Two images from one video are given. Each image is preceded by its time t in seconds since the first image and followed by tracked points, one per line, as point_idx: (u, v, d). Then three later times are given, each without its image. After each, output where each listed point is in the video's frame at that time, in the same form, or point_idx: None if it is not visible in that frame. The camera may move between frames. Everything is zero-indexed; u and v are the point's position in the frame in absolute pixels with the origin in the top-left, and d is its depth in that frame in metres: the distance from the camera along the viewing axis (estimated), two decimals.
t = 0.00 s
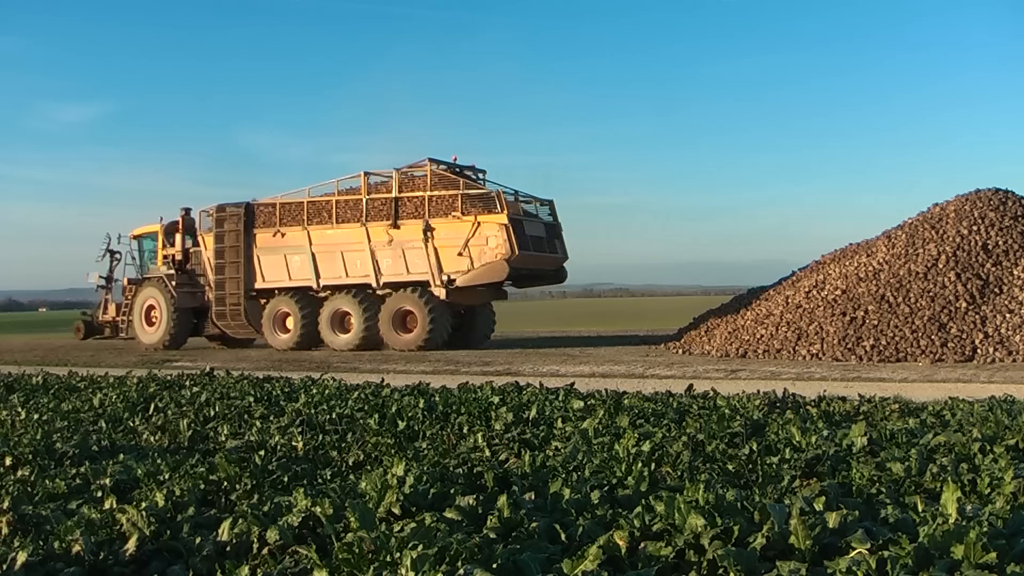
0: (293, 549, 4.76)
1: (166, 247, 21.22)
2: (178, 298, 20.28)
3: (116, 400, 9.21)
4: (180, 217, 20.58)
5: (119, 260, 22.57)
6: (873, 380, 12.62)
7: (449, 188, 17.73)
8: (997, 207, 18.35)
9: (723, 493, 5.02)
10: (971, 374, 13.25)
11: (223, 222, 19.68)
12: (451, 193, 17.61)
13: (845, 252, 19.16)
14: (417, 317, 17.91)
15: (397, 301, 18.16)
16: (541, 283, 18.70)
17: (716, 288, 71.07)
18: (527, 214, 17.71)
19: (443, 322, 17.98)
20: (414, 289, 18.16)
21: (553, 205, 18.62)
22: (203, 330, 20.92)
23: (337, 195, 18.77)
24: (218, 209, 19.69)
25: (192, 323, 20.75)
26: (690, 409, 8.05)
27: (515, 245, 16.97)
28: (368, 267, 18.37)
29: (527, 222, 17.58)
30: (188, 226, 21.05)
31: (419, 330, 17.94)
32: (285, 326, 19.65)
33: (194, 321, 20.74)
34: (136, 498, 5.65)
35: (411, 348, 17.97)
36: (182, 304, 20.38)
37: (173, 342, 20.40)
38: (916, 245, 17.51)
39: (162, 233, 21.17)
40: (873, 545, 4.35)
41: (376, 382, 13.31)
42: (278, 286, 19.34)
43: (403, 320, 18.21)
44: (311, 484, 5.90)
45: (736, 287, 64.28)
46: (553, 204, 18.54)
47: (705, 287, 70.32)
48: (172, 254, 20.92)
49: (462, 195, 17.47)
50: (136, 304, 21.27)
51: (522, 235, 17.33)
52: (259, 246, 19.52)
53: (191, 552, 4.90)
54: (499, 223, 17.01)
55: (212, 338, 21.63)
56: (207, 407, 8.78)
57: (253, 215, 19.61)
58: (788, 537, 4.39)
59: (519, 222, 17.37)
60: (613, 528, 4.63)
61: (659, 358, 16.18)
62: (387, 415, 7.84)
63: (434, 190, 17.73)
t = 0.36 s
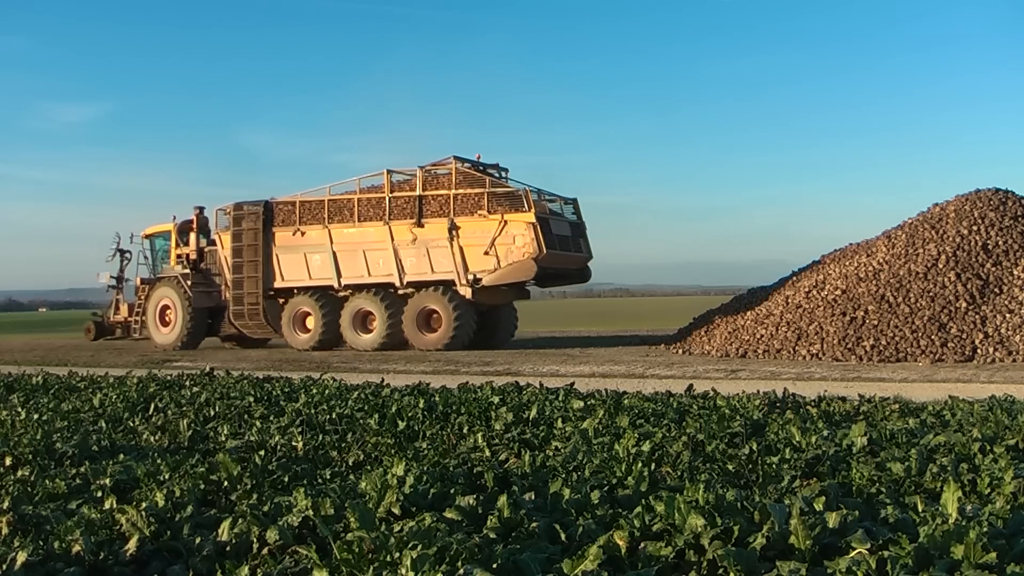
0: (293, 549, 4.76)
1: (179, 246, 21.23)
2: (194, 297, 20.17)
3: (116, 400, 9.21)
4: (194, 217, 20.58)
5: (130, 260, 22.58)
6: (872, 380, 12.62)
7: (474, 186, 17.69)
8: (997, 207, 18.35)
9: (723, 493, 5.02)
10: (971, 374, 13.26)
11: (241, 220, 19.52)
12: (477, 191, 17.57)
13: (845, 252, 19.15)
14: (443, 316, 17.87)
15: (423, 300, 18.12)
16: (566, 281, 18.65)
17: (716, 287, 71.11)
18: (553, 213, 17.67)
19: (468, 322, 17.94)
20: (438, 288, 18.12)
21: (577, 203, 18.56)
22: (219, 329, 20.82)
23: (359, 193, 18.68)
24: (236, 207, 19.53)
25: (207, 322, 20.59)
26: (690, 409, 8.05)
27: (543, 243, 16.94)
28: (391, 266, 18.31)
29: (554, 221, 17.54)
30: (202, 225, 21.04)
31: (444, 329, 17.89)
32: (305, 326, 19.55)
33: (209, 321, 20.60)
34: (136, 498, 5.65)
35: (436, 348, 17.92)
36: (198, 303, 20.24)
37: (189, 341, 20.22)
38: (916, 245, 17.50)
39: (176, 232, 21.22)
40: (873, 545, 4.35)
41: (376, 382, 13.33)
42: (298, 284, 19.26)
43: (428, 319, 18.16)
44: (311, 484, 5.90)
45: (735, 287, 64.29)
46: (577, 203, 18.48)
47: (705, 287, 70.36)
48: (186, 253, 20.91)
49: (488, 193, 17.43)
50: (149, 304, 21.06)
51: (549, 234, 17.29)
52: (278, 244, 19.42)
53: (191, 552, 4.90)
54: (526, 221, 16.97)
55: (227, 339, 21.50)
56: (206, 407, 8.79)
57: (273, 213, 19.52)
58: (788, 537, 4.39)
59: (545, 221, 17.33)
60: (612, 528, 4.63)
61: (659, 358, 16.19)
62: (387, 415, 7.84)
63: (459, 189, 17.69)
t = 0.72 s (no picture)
0: (293, 549, 4.76)
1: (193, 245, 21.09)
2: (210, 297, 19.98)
3: (116, 400, 9.21)
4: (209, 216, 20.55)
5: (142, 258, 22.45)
6: (873, 380, 12.62)
7: (500, 184, 17.62)
8: (997, 207, 18.35)
9: (723, 493, 5.02)
10: (971, 374, 13.26)
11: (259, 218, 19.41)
12: (503, 189, 17.50)
13: (845, 252, 19.15)
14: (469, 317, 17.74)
15: (448, 300, 18.00)
16: (590, 281, 18.54)
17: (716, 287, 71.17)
18: (579, 212, 17.62)
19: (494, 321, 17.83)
20: (462, 287, 18.01)
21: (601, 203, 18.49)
22: (237, 329, 20.51)
23: (381, 191, 18.60)
24: (255, 205, 19.40)
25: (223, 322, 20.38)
26: (690, 409, 8.05)
27: (571, 242, 16.90)
28: (415, 264, 18.21)
29: (580, 220, 17.49)
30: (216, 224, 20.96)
31: (470, 329, 17.78)
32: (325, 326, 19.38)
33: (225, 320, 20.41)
34: (137, 498, 5.66)
35: (461, 348, 17.83)
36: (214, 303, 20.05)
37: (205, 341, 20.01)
38: (917, 245, 17.49)
39: (190, 231, 21.09)
40: (873, 545, 4.35)
41: (376, 382, 13.33)
42: (318, 283, 19.14)
43: (454, 319, 18.05)
44: (311, 484, 5.90)
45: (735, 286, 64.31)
46: (602, 202, 18.40)
47: (705, 287, 70.39)
48: (201, 252, 20.78)
49: (515, 191, 17.36)
50: (164, 303, 20.83)
51: (575, 233, 17.24)
52: (298, 242, 19.33)
53: (191, 552, 4.90)
54: (554, 220, 16.92)
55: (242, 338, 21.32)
56: (207, 407, 8.79)
57: (293, 211, 19.45)
58: (788, 537, 4.39)
59: (573, 220, 17.28)
60: (613, 528, 4.63)
61: (659, 358, 16.19)
62: (387, 415, 7.84)
63: (485, 186, 17.60)
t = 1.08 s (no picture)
0: (293, 549, 4.75)
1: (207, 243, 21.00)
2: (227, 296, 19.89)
3: (116, 400, 9.21)
4: (223, 214, 20.48)
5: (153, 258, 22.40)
6: (873, 380, 12.62)
7: (525, 183, 17.60)
8: (997, 207, 18.35)
9: (723, 493, 5.02)
10: (971, 374, 13.26)
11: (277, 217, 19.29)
12: (529, 188, 17.49)
13: (844, 252, 19.14)
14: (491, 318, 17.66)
15: (472, 300, 17.89)
16: (614, 281, 18.48)
17: (716, 287, 71.20)
18: (604, 211, 17.62)
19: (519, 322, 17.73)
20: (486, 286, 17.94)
21: (624, 203, 18.48)
22: (253, 329, 20.54)
23: (404, 189, 18.52)
24: (273, 203, 19.29)
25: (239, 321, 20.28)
26: (690, 409, 8.05)
27: (598, 242, 16.92)
28: (438, 264, 18.13)
29: (606, 220, 17.49)
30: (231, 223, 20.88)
31: (495, 330, 17.67)
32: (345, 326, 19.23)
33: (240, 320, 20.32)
34: (136, 498, 5.66)
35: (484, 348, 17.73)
36: (231, 302, 19.96)
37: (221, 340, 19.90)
38: (917, 245, 17.48)
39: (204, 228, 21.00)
40: (873, 545, 4.35)
41: (376, 382, 13.34)
42: (338, 283, 19.02)
43: (478, 319, 17.94)
44: (311, 484, 5.90)
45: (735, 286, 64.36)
46: (624, 202, 18.38)
47: (704, 287, 70.41)
48: (216, 250, 20.67)
49: (542, 190, 17.37)
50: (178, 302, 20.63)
51: (601, 232, 17.24)
52: (317, 241, 19.20)
53: (191, 552, 4.90)
54: (581, 219, 16.93)
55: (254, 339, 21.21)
56: (207, 407, 8.79)
57: (311, 209, 19.29)
58: (788, 537, 4.39)
59: (599, 219, 17.28)
60: (613, 528, 4.63)
61: (659, 358, 16.19)
62: (387, 415, 7.84)
63: (510, 185, 17.58)
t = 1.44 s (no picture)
0: (293, 549, 4.75)
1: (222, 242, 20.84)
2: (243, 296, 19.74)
3: (116, 400, 9.21)
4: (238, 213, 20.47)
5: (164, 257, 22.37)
6: (873, 380, 12.63)
7: (550, 181, 17.55)
8: (997, 207, 18.34)
9: (723, 493, 5.02)
10: (971, 374, 13.26)
11: (297, 216, 19.23)
12: (553, 186, 17.44)
13: (844, 252, 19.14)
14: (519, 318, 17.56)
15: (497, 300, 17.78)
16: (637, 281, 18.40)
17: (716, 287, 71.24)
18: (629, 210, 17.59)
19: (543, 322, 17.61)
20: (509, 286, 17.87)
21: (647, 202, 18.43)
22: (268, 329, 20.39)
23: (426, 188, 18.46)
24: (290, 202, 19.23)
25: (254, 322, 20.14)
26: (690, 409, 8.05)
27: (624, 241, 16.89)
28: (460, 263, 18.04)
29: (631, 219, 17.46)
30: (246, 221, 20.73)
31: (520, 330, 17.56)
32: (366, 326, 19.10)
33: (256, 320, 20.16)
34: (136, 498, 5.65)
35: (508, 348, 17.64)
36: (246, 301, 19.82)
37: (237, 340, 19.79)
38: (916, 245, 17.48)
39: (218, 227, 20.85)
40: (873, 545, 4.35)
41: (376, 382, 13.33)
42: (358, 282, 18.94)
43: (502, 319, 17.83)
44: (311, 484, 5.90)
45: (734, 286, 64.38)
46: (647, 201, 18.32)
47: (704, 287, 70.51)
48: (231, 249, 20.49)
49: (567, 189, 17.33)
50: (194, 301, 20.52)
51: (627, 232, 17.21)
52: (337, 239, 19.11)
53: (191, 552, 4.91)
54: (607, 219, 16.89)
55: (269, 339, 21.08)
56: (207, 407, 8.79)
57: (331, 208, 19.21)
58: (788, 537, 4.39)
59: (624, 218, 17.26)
60: (612, 528, 4.63)
61: (659, 358, 16.19)
62: (387, 415, 7.84)
63: (535, 183, 17.54)
